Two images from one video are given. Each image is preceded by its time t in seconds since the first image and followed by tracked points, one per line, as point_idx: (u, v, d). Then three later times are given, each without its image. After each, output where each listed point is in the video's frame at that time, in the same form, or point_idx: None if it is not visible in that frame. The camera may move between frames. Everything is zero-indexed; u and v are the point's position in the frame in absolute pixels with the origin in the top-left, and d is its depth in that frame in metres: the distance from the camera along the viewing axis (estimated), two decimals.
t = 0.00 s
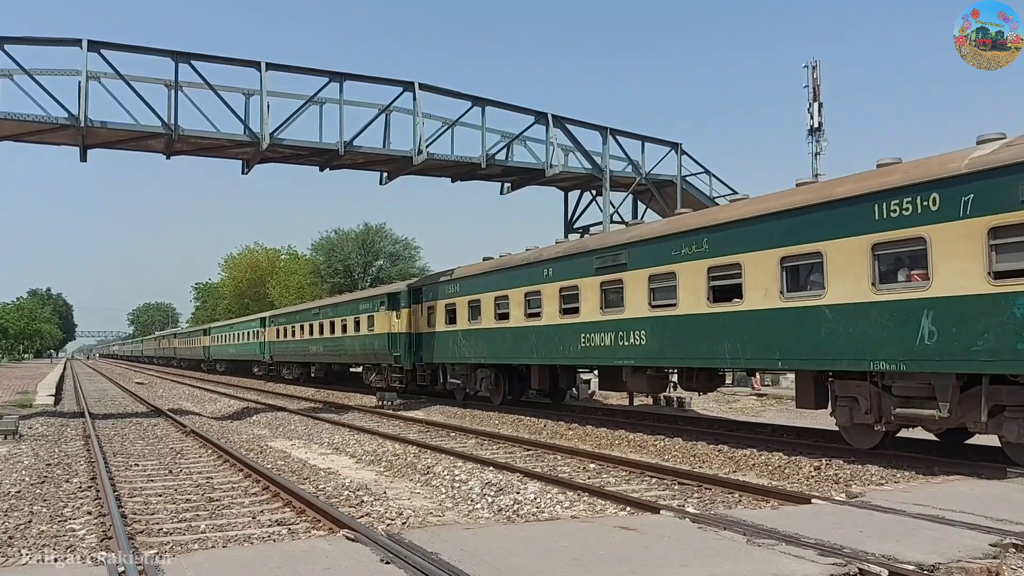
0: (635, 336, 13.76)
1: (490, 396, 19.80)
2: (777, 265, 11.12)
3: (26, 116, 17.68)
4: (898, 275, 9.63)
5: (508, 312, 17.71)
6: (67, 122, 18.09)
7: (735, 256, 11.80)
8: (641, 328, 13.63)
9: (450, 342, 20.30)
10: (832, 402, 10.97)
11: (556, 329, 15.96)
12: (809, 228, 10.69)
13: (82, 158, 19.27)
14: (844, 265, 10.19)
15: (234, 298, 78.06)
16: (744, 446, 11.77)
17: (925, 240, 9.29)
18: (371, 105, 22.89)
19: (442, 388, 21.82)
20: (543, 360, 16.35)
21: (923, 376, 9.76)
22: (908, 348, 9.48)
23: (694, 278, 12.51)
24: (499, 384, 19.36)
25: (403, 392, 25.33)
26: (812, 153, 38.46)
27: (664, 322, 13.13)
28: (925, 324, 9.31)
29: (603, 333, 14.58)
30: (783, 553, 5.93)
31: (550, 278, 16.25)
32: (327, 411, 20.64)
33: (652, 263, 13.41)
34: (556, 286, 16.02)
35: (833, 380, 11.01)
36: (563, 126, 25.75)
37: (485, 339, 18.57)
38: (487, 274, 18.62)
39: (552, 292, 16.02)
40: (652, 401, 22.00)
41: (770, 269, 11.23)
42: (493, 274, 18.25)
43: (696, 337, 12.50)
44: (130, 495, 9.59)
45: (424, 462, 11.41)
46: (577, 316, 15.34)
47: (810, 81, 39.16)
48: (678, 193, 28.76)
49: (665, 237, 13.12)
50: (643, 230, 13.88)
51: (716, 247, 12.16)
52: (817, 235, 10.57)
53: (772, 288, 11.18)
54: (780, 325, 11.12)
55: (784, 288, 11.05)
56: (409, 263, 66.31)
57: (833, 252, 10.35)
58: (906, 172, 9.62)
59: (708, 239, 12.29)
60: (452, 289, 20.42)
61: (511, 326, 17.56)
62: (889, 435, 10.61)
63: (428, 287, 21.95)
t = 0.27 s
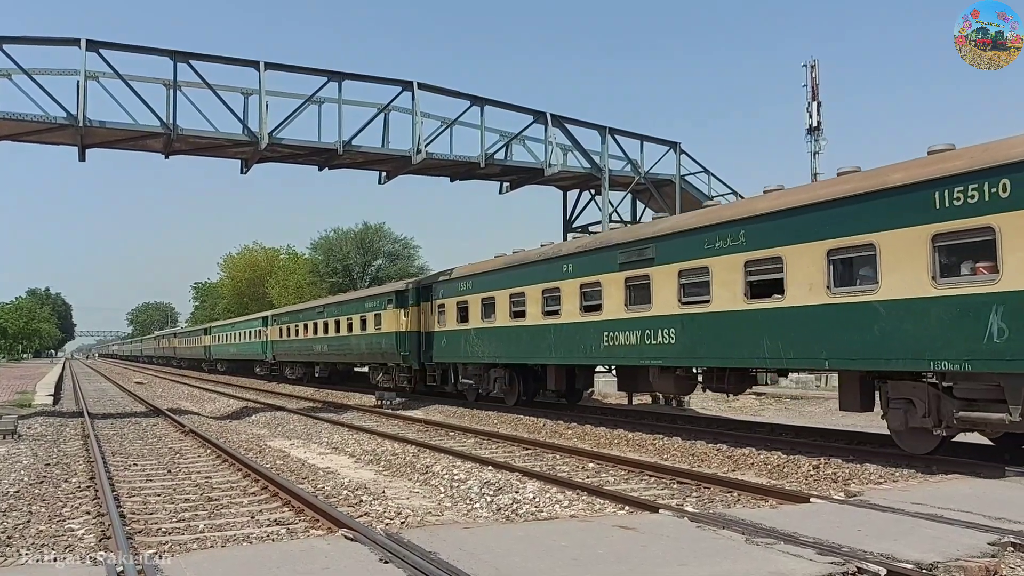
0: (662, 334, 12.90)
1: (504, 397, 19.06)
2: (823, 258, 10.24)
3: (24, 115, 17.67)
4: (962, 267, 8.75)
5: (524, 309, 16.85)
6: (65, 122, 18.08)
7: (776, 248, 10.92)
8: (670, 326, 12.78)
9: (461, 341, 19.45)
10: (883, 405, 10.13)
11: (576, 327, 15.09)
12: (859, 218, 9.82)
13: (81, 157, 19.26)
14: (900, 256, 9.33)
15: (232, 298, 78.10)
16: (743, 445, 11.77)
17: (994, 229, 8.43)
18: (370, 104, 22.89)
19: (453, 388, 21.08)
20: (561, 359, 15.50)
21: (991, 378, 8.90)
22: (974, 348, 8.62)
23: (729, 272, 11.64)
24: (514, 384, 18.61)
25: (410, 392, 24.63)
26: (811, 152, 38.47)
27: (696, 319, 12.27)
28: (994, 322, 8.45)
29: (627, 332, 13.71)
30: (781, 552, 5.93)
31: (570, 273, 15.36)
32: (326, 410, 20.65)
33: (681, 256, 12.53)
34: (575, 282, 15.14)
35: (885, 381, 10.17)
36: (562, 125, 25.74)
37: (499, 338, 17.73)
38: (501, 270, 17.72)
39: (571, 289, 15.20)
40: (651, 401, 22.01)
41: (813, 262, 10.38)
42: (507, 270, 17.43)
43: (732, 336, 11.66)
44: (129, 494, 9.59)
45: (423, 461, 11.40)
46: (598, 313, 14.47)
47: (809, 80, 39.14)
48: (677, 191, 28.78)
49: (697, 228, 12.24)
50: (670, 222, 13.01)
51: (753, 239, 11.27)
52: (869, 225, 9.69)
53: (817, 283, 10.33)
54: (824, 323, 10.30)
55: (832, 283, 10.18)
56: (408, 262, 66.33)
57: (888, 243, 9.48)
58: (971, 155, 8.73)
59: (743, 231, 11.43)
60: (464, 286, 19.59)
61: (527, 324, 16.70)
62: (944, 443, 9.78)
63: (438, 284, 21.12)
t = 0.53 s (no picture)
0: (693, 332, 12.42)
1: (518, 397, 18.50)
2: (872, 251, 9.73)
3: (22, 115, 17.64)
4: None
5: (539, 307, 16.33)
6: (63, 121, 18.05)
7: (819, 240, 10.41)
8: (703, 323, 12.26)
9: (472, 340, 18.91)
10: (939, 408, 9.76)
11: (597, 325, 14.57)
12: (913, 209, 9.30)
13: (79, 156, 19.23)
14: (960, 249, 8.80)
15: (231, 297, 78.07)
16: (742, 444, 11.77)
17: None
18: (368, 104, 22.89)
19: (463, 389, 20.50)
20: (581, 359, 14.98)
21: None
22: None
23: (766, 267, 11.13)
24: (528, 384, 18.06)
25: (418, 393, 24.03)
26: (810, 151, 38.48)
27: (729, 316, 11.78)
28: None
29: (654, 329, 13.21)
30: (779, 551, 5.93)
31: (590, 269, 14.83)
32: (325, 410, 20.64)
33: (711, 250, 12.08)
34: (596, 278, 14.62)
35: (940, 382, 9.84)
36: (561, 124, 25.74)
37: (513, 337, 17.19)
38: (516, 266, 17.16)
39: (593, 285, 14.68)
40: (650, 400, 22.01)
41: (861, 256, 9.87)
42: (523, 266, 16.90)
43: (770, 333, 11.15)
44: (127, 494, 9.58)
45: (422, 461, 11.40)
46: (621, 310, 13.96)
47: (806, 79, 39.14)
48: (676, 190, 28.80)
49: (731, 221, 11.71)
50: (701, 214, 12.50)
51: (794, 232, 10.76)
52: (925, 215, 9.16)
53: (865, 278, 9.83)
54: (872, 320, 9.80)
55: (880, 277, 9.70)
56: (407, 261, 66.32)
57: (946, 236, 8.94)
58: None
59: (783, 222, 10.91)
60: (476, 283, 18.99)
61: (543, 322, 16.16)
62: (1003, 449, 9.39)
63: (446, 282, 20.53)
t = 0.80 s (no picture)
0: (723, 330, 11.62)
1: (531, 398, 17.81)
2: (923, 243, 8.95)
3: (21, 114, 17.62)
4: None
5: (555, 304, 15.52)
6: (61, 120, 18.03)
7: (866, 233, 9.60)
8: (733, 322, 11.47)
9: (484, 338, 18.13)
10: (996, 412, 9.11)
11: (618, 323, 13.74)
12: (972, 196, 8.51)
13: (77, 156, 19.22)
14: None
15: (229, 297, 78.06)
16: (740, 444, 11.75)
17: None
18: (367, 103, 22.88)
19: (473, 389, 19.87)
20: (600, 359, 14.19)
21: None
22: None
23: (806, 261, 10.32)
24: (542, 385, 17.37)
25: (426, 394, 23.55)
26: (808, 150, 38.48)
27: (764, 314, 11.00)
28: None
29: (680, 328, 12.40)
30: (777, 550, 5.93)
31: (610, 265, 13.98)
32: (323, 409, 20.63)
33: (741, 243, 11.29)
34: (616, 274, 13.77)
35: (1002, 385, 9.14)
36: (559, 124, 25.73)
37: (528, 336, 16.38)
38: (531, 261, 16.32)
39: (611, 282, 13.90)
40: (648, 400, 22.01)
41: (913, 247, 9.07)
42: (535, 262, 16.17)
43: (809, 332, 10.36)
44: (125, 493, 9.57)
45: (420, 460, 11.39)
46: (643, 308, 13.13)
47: (805, 79, 39.13)
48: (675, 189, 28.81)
49: (769, 212, 10.87)
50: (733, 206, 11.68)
51: (837, 223, 9.93)
52: (985, 203, 8.38)
53: (917, 272, 9.02)
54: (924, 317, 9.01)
55: (935, 271, 8.88)
56: (405, 261, 66.32)
57: (1007, 224, 8.18)
58: None
59: (824, 213, 10.10)
60: (487, 281, 18.27)
61: (560, 320, 15.35)
62: None
63: (457, 280, 19.77)
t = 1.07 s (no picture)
0: (756, 329, 11.20)
1: (546, 400, 17.35)
2: (979, 237, 8.46)
3: (20, 113, 17.62)
4: None
5: (573, 303, 15.10)
6: (61, 120, 18.03)
7: (912, 225, 9.11)
8: (768, 321, 11.03)
9: (496, 338, 17.71)
10: None
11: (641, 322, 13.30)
12: None
13: (76, 156, 19.21)
14: None
15: (228, 297, 78.06)
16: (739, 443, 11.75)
17: None
18: (366, 103, 22.89)
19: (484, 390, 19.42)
20: (622, 359, 13.76)
21: None
22: None
23: (846, 256, 9.87)
24: (557, 386, 16.92)
25: (434, 395, 23.24)
26: (807, 150, 38.50)
27: (801, 312, 10.58)
28: None
29: (708, 327, 12.00)
30: (776, 550, 5.94)
31: (631, 261, 13.54)
32: (323, 409, 20.63)
33: (776, 238, 10.84)
34: (638, 271, 13.33)
35: None
36: (558, 124, 25.74)
37: (544, 335, 15.96)
38: (547, 258, 15.86)
39: (633, 278, 13.45)
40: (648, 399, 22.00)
41: (965, 242, 8.60)
42: (551, 258, 15.72)
43: (851, 332, 9.92)
44: (124, 493, 9.58)
45: (419, 460, 11.39)
46: (668, 306, 12.70)
47: (804, 79, 39.17)
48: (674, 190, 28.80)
49: (806, 204, 10.40)
50: (764, 199, 11.23)
51: (882, 216, 9.44)
52: None
53: (971, 268, 8.56)
54: (977, 316, 8.55)
55: (991, 266, 8.40)
56: (404, 261, 66.34)
57: None
58: None
59: (867, 206, 9.62)
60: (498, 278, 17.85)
61: (577, 319, 14.91)
62: None
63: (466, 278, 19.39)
